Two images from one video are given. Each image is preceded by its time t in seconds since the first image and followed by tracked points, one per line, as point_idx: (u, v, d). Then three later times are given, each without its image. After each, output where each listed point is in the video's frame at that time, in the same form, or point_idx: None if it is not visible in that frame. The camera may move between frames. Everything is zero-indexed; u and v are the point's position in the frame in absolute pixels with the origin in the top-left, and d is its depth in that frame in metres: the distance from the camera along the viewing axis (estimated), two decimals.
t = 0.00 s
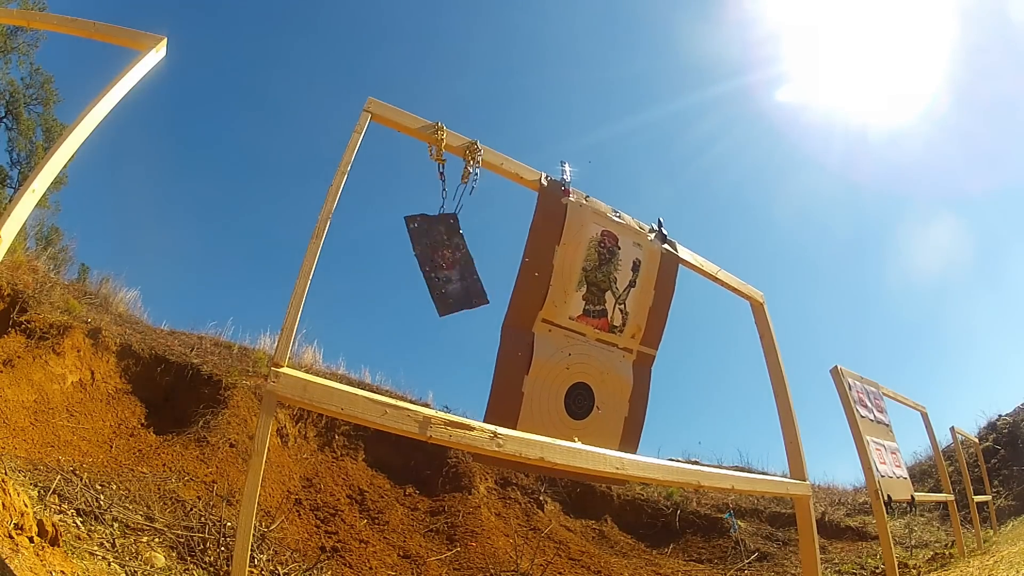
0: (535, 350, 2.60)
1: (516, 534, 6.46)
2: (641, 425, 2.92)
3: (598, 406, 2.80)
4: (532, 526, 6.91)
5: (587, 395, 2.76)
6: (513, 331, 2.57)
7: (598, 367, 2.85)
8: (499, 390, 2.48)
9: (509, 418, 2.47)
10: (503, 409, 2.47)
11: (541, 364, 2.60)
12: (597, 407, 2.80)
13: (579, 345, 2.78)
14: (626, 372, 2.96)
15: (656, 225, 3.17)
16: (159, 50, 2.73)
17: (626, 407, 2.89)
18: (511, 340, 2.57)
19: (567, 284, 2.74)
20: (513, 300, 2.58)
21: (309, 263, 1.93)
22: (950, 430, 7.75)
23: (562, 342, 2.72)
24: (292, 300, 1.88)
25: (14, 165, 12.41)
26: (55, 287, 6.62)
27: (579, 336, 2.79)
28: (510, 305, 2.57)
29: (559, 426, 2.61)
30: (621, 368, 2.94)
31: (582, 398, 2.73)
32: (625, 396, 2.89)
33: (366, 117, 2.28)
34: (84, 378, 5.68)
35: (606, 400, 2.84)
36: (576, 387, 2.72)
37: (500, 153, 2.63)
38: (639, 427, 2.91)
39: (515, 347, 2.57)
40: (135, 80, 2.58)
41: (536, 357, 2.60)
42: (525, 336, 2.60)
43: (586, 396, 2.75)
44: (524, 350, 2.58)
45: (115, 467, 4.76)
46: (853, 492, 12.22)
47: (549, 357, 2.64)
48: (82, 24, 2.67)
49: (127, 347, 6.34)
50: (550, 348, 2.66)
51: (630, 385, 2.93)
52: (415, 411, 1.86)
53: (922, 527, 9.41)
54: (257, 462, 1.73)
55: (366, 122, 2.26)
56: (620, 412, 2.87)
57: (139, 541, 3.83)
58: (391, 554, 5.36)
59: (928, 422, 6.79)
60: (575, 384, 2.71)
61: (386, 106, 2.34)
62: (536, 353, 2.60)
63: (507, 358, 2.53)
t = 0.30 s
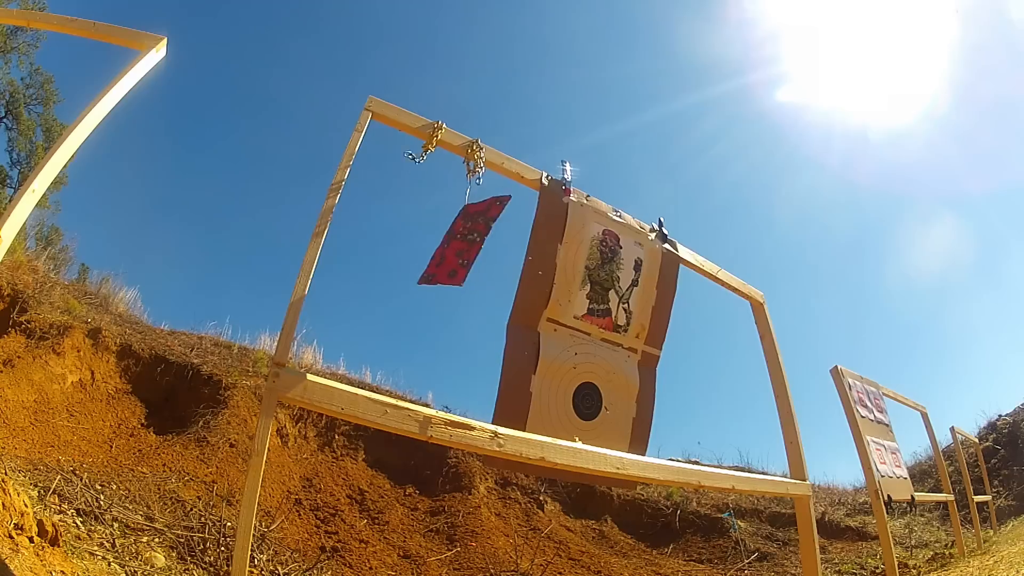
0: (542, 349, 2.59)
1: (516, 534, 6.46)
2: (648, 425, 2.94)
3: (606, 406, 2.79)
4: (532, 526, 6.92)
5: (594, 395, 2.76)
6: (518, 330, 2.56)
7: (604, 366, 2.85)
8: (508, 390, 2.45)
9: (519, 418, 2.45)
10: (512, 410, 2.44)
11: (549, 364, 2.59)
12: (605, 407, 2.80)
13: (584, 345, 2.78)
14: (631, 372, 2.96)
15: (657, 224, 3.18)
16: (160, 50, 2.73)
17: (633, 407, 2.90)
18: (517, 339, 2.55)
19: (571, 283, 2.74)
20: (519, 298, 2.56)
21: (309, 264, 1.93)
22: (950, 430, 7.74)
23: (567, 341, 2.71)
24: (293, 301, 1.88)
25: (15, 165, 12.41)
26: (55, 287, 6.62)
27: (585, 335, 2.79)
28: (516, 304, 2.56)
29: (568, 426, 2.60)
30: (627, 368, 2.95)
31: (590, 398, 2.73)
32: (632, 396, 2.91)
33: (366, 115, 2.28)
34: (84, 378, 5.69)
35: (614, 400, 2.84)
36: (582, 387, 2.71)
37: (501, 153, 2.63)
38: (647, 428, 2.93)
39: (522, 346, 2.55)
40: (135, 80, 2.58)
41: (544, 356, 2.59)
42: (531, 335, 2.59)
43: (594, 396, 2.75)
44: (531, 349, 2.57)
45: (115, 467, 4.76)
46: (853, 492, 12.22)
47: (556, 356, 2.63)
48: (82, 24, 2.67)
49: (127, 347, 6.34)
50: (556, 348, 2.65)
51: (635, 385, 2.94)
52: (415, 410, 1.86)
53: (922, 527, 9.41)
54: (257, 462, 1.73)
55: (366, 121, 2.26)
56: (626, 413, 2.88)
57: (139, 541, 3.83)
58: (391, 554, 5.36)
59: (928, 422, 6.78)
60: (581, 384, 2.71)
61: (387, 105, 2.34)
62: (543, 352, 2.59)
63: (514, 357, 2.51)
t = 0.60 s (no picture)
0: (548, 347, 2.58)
1: (516, 534, 6.46)
2: (655, 423, 2.94)
3: (613, 405, 2.79)
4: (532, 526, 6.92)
5: (601, 394, 2.76)
6: (524, 328, 2.56)
7: (610, 365, 2.85)
8: (514, 389, 2.44)
9: (526, 417, 2.44)
10: (519, 409, 2.43)
11: (555, 362, 2.59)
12: (612, 406, 2.80)
13: (590, 343, 2.78)
14: (636, 371, 2.97)
15: (658, 223, 3.19)
16: (159, 50, 2.73)
17: (640, 406, 2.91)
18: (522, 338, 2.54)
19: (574, 281, 2.74)
20: (524, 295, 2.55)
21: (309, 263, 1.93)
22: (950, 430, 7.74)
23: (573, 339, 2.71)
24: (293, 300, 1.88)
25: (15, 165, 12.40)
26: (55, 287, 6.62)
27: (590, 333, 2.79)
28: (520, 302, 2.55)
29: (575, 425, 2.60)
30: (632, 367, 2.95)
31: (597, 397, 2.73)
32: (639, 395, 2.91)
33: (368, 112, 2.28)
34: (84, 378, 5.69)
35: (620, 399, 2.84)
36: (589, 386, 2.71)
37: (502, 150, 2.63)
38: (655, 427, 2.94)
39: (527, 344, 2.54)
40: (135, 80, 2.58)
41: (550, 355, 2.58)
42: (536, 333, 2.59)
43: (600, 395, 2.75)
44: (536, 348, 2.56)
45: (115, 467, 4.76)
46: (853, 492, 12.22)
47: (562, 354, 2.63)
48: (82, 24, 2.67)
49: (127, 347, 6.34)
50: (562, 346, 2.65)
51: (641, 383, 2.94)
52: (416, 410, 1.86)
53: (923, 527, 9.41)
54: (257, 461, 1.73)
55: (367, 119, 2.26)
56: (633, 412, 2.88)
57: (139, 541, 3.83)
58: (391, 554, 5.36)
59: (928, 422, 6.78)
60: (588, 383, 2.71)
61: (388, 102, 2.34)
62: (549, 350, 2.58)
63: (518, 356, 2.50)
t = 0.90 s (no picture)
0: (552, 346, 2.58)
1: (516, 534, 6.46)
2: (660, 423, 2.95)
3: (618, 405, 2.80)
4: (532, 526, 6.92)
5: (606, 394, 2.76)
6: (527, 328, 2.56)
7: (614, 365, 2.85)
8: (519, 388, 2.44)
9: (532, 417, 2.44)
10: (524, 408, 2.43)
11: (560, 361, 2.59)
12: (618, 406, 2.80)
13: (593, 343, 2.78)
14: (641, 370, 2.97)
15: (657, 224, 3.19)
16: (159, 50, 2.73)
17: (645, 406, 2.91)
18: (526, 337, 2.54)
19: (576, 281, 2.74)
20: (526, 295, 2.55)
21: (309, 263, 1.93)
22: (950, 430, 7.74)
23: (576, 339, 2.71)
24: (293, 300, 1.88)
25: (14, 165, 12.40)
26: (55, 287, 6.62)
27: (594, 333, 2.79)
28: (523, 302, 2.55)
29: (581, 424, 2.60)
30: (636, 366, 2.95)
31: (602, 396, 2.73)
32: (643, 395, 2.91)
33: (367, 113, 2.28)
34: (84, 378, 5.69)
35: (625, 398, 2.84)
36: (594, 386, 2.71)
37: (502, 151, 2.63)
38: (660, 427, 2.94)
39: (531, 344, 2.54)
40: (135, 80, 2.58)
41: (555, 354, 2.58)
42: (541, 332, 2.59)
43: (606, 394, 2.75)
44: (540, 347, 2.56)
45: (115, 467, 4.76)
46: (853, 492, 12.22)
47: (566, 354, 2.63)
48: (82, 24, 2.67)
49: (127, 347, 6.34)
50: (566, 346, 2.65)
51: (645, 383, 2.95)
52: (415, 410, 1.86)
53: (922, 527, 9.41)
54: (257, 461, 1.73)
55: (367, 120, 2.26)
56: (638, 412, 2.88)
57: (139, 541, 3.83)
58: (391, 554, 5.36)
59: (928, 422, 6.78)
60: (593, 382, 2.71)
61: (387, 103, 2.34)
62: (554, 349, 2.58)
63: (522, 355, 2.50)
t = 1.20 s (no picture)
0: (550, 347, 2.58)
1: (516, 534, 6.46)
2: (658, 424, 2.95)
3: (616, 406, 2.80)
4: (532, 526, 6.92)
5: (604, 395, 2.76)
6: (525, 329, 2.56)
7: (612, 366, 2.85)
8: (516, 389, 2.44)
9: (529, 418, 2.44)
10: (522, 409, 2.43)
11: (557, 362, 2.59)
12: (615, 407, 2.80)
13: (591, 344, 2.78)
14: (639, 371, 2.97)
15: (656, 225, 3.19)
16: (159, 50, 2.73)
17: (643, 407, 2.91)
18: (523, 338, 2.54)
19: (575, 282, 2.74)
20: (524, 296, 2.55)
21: (309, 264, 1.93)
22: (950, 430, 7.74)
23: (574, 341, 2.71)
24: (292, 301, 1.88)
25: (15, 165, 12.40)
26: (55, 287, 6.62)
27: (591, 334, 2.79)
28: (521, 303, 2.55)
29: (578, 425, 2.60)
30: (634, 367, 2.95)
31: (600, 397, 2.73)
32: (641, 396, 2.91)
33: (366, 116, 2.28)
34: (84, 378, 5.69)
35: (623, 399, 2.84)
36: (592, 387, 2.71)
37: (500, 154, 2.63)
38: (658, 428, 2.95)
39: (528, 345, 2.54)
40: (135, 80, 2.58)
41: (552, 355, 2.58)
42: (538, 333, 2.59)
43: (604, 395, 2.75)
44: (537, 348, 2.56)
45: (115, 467, 4.76)
46: (853, 492, 12.22)
47: (564, 355, 2.63)
48: (82, 24, 2.67)
49: (127, 347, 6.34)
50: (564, 347, 2.65)
51: (644, 384, 2.95)
52: (415, 411, 1.86)
53: (922, 527, 9.41)
54: (257, 462, 1.73)
55: (366, 123, 2.27)
56: (636, 412, 2.88)
57: (139, 541, 3.83)
58: (391, 554, 5.36)
59: (928, 422, 6.78)
60: (591, 384, 2.71)
61: (386, 107, 2.34)
62: (551, 350, 2.58)
63: (519, 357, 2.50)
